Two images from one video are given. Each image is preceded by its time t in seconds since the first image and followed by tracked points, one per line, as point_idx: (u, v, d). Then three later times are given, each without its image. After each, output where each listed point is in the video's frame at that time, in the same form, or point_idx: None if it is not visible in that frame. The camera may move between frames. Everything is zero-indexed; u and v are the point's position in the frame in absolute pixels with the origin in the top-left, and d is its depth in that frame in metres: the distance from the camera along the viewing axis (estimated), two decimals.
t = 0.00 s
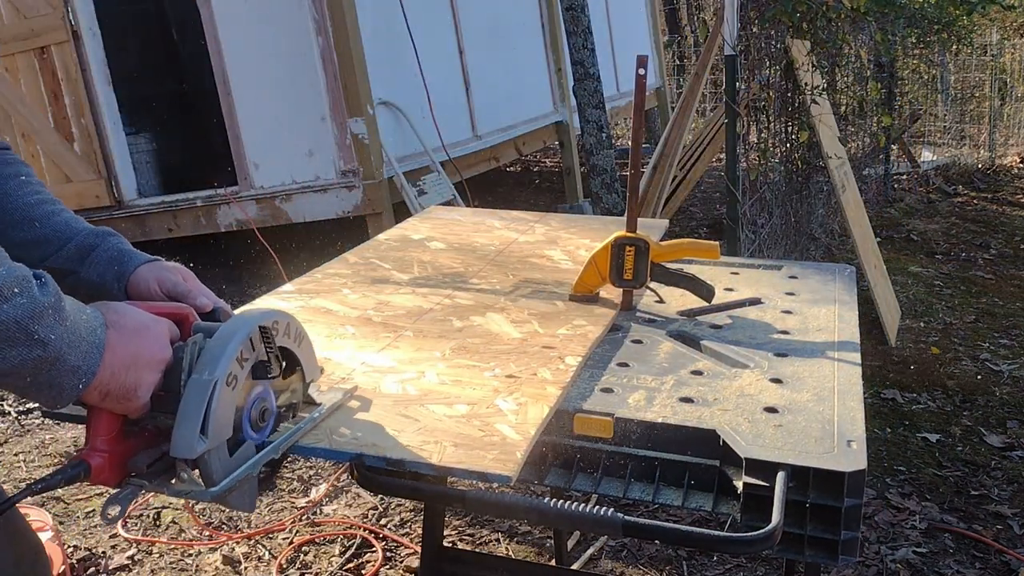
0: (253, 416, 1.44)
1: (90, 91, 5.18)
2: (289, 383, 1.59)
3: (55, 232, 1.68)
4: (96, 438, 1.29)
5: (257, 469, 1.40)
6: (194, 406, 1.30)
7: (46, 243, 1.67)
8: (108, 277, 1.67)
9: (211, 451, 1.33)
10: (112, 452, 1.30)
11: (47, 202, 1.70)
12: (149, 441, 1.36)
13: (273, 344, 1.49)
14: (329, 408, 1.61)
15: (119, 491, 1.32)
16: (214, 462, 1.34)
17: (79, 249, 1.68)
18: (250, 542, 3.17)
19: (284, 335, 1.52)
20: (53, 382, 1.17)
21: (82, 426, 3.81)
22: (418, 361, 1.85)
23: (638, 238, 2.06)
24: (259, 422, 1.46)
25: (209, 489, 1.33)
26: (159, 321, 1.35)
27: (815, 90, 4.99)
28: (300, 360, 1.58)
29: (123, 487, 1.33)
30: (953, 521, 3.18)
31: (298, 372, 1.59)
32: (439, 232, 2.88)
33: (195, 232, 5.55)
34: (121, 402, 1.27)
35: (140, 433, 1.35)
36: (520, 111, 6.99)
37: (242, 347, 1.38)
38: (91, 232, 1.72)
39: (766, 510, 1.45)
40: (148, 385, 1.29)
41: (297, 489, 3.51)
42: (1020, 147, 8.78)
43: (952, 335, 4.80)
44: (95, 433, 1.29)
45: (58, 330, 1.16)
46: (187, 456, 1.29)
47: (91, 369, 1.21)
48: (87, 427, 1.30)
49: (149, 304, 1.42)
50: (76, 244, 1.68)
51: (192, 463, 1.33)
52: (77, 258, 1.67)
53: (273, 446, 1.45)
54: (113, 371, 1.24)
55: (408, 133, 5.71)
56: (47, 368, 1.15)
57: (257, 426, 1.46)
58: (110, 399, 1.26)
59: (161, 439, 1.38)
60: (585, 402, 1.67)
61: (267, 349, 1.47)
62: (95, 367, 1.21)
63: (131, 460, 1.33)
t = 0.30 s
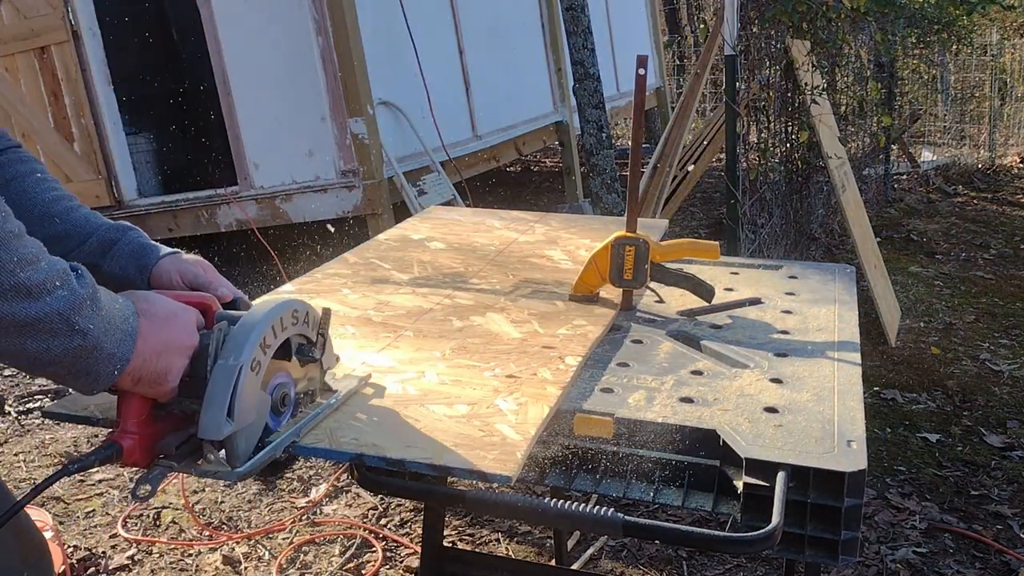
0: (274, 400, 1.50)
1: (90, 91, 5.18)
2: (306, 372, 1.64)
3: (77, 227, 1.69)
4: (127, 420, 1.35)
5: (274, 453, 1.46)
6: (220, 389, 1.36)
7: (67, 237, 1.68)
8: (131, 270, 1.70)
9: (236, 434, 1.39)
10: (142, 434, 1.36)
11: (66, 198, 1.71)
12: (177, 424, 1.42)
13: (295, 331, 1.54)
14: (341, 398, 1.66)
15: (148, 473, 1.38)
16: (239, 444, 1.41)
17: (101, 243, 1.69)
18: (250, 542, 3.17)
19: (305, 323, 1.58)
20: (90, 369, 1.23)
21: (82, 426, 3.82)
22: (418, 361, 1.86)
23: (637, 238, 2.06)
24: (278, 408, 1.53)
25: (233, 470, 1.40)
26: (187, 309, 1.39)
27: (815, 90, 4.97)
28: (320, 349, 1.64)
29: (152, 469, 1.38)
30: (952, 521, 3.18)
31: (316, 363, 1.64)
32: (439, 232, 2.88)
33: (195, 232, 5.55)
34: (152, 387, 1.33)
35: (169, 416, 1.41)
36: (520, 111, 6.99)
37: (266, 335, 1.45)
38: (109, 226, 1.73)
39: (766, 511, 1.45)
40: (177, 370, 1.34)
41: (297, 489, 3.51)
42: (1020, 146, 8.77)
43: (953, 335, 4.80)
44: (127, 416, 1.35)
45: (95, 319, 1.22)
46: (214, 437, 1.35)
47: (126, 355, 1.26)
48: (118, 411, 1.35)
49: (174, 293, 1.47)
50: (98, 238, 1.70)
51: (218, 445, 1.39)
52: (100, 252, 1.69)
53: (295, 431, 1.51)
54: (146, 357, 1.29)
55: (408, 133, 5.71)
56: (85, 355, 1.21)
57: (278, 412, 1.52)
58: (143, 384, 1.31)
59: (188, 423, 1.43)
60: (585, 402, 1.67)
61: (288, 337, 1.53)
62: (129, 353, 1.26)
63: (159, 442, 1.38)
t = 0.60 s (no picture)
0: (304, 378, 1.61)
1: (90, 91, 5.19)
2: (330, 354, 1.75)
3: (107, 222, 1.73)
4: (170, 397, 1.48)
5: (314, 425, 1.57)
6: (258, 368, 1.47)
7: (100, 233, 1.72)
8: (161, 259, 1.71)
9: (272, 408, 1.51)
10: (184, 409, 1.49)
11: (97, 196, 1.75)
12: (212, 401, 1.54)
13: (321, 315, 1.66)
14: (365, 376, 1.77)
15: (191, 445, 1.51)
16: (274, 416, 1.53)
17: (132, 237, 1.73)
18: (250, 542, 3.17)
19: (330, 307, 1.69)
20: (144, 350, 1.31)
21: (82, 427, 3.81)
22: (418, 361, 1.86)
23: (638, 238, 2.06)
24: (307, 385, 1.63)
25: (270, 441, 1.50)
26: (223, 292, 1.49)
27: (815, 90, 4.93)
28: (344, 332, 1.75)
29: (194, 443, 1.51)
30: (952, 521, 3.18)
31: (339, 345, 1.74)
32: (439, 232, 2.88)
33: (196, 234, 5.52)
34: (195, 365, 1.43)
35: (205, 393, 1.53)
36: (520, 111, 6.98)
37: (296, 317, 1.56)
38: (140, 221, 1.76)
39: (767, 511, 1.45)
40: (218, 349, 1.45)
41: (297, 489, 3.51)
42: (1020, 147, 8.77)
43: (953, 335, 4.80)
44: (169, 393, 1.48)
45: (151, 305, 1.30)
46: (253, 410, 1.47)
47: (174, 336, 1.36)
48: (161, 388, 1.48)
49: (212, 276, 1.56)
50: (129, 232, 1.73)
51: (255, 418, 1.51)
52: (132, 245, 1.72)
53: (326, 407, 1.62)
54: (191, 337, 1.39)
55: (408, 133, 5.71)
56: (141, 337, 1.30)
57: (307, 389, 1.63)
58: (187, 362, 1.42)
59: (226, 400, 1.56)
60: (586, 402, 1.67)
61: (316, 320, 1.65)
62: (176, 334, 1.36)
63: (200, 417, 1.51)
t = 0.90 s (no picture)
0: (329, 361, 1.69)
1: (90, 90, 5.21)
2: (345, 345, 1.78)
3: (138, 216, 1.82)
4: (204, 375, 1.56)
5: (338, 406, 1.65)
6: (287, 349, 1.55)
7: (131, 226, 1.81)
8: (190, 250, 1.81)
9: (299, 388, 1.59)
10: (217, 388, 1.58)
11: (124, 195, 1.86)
12: (244, 379, 1.62)
13: (345, 301, 1.73)
14: (384, 361, 1.83)
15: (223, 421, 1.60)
16: (301, 396, 1.60)
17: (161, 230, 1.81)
18: (250, 542, 3.17)
19: (353, 294, 1.76)
20: (182, 332, 1.37)
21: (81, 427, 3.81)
22: (418, 360, 1.86)
23: (637, 239, 2.06)
24: (332, 367, 1.70)
25: (297, 419, 1.58)
26: (256, 278, 1.54)
27: (815, 90, 4.93)
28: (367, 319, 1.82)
29: (225, 419, 1.60)
30: (952, 521, 3.18)
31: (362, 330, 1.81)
32: (439, 232, 2.88)
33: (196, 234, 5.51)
34: (228, 347, 1.50)
35: (237, 373, 1.61)
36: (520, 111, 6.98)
37: (322, 302, 1.64)
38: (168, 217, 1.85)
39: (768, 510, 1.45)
40: (250, 333, 1.51)
41: (297, 489, 3.51)
42: (1020, 147, 8.77)
43: (952, 335, 4.80)
44: (203, 372, 1.56)
45: (188, 290, 1.34)
46: (282, 388, 1.55)
47: (210, 319, 1.41)
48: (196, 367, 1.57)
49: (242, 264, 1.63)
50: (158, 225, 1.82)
51: (282, 397, 1.58)
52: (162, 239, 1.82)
53: (348, 389, 1.69)
54: (226, 320, 1.45)
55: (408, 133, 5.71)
56: (180, 321, 1.35)
57: (332, 371, 1.70)
58: (222, 344, 1.48)
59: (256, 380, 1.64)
60: (586, 402, 1.66)
61: (340, 306, 1.72)
62: (212, 318, 1.41)
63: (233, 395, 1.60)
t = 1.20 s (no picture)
0: (343, 349, 1.74)
1: (90, 90, 5.20)
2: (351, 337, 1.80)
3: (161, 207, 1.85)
4: (223, 360, 1.58)
5: (351, 391, 1.70)
6: (304, 336, 1.59)
7: (156, 215, 1.85)
8: (211, 242, 1.85)
9: (315, 374, 1.63)
10: (236, 372, 1.61)
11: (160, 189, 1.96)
12: (263, 363, 1.66)
13: (359, 289, 1.78)
14: (396, 352, 1.88)
15: (242, 403, 1.63)
16: (318, 381, 1.64)
17: (184, 221, 1.85)
18: (250, 543, 3.17)
19: (366, 283, 1.81)
20: (195, 318, 1.37)
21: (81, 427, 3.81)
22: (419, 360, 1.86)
23: (637, 238, 2.06)
24: (346, 355, 1.76)
25: (313, 402, 1.63)
26: (274, 266, 1.54)
27: (815, 90, 4.94)
28: (377, 307, 1.87)
29: (243, 402, 1.63)
30: (952, 521, 3.19)
31: (375, 320, 1.87)
32: (439, 232, 2.88)
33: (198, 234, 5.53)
34: (248, 334, 1.50)
35: (257, 357, 1.64)
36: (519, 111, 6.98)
37: (338, 291, 1.67)
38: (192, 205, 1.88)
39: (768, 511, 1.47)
40: (269, 320, 1.52)
41: (297, 489, 3.51)
42: (1020, 147, 8.77)
43: (952, 335, 4.80)
44: (221, 357, 1.58)
45: (195, 276, 1.35)
46: (299, 374, 1.59)
47: (225, 306, 1.41)
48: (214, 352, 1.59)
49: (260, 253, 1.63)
50: (182, 215, 1.85)
51: (299, 383, 1.63)
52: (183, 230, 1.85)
53: (361, 376, 1.74)
54: (243, 307, 1.45)
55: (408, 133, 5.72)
56: (191, 308, 1.36)
57: (346, 358, 1.75)
58: (241, 331, 1.48)
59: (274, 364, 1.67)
60: (585, 402, 1.66)
61: (354, 294, 1.76)
62: (226, 305, 1.41)
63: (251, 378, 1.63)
